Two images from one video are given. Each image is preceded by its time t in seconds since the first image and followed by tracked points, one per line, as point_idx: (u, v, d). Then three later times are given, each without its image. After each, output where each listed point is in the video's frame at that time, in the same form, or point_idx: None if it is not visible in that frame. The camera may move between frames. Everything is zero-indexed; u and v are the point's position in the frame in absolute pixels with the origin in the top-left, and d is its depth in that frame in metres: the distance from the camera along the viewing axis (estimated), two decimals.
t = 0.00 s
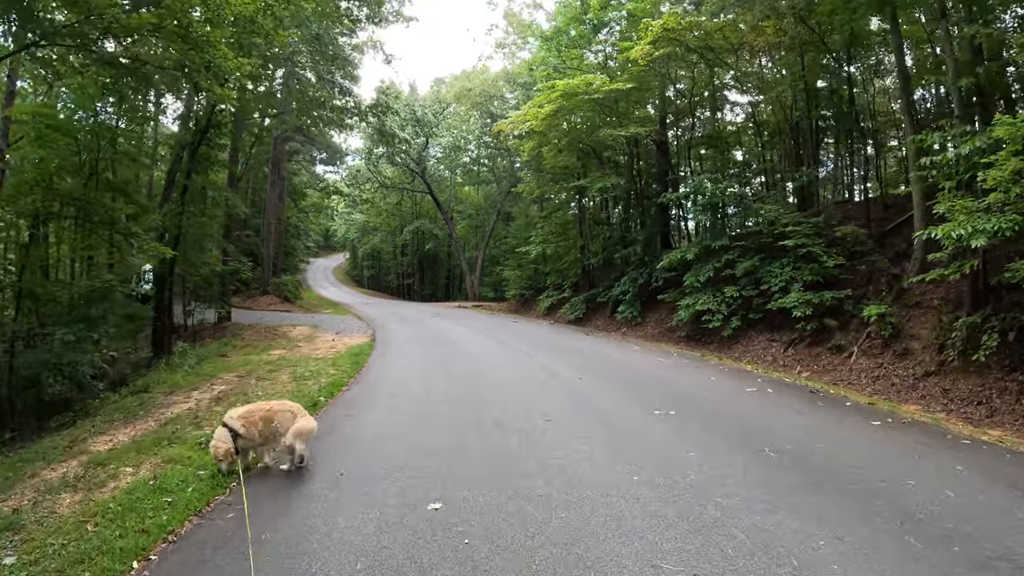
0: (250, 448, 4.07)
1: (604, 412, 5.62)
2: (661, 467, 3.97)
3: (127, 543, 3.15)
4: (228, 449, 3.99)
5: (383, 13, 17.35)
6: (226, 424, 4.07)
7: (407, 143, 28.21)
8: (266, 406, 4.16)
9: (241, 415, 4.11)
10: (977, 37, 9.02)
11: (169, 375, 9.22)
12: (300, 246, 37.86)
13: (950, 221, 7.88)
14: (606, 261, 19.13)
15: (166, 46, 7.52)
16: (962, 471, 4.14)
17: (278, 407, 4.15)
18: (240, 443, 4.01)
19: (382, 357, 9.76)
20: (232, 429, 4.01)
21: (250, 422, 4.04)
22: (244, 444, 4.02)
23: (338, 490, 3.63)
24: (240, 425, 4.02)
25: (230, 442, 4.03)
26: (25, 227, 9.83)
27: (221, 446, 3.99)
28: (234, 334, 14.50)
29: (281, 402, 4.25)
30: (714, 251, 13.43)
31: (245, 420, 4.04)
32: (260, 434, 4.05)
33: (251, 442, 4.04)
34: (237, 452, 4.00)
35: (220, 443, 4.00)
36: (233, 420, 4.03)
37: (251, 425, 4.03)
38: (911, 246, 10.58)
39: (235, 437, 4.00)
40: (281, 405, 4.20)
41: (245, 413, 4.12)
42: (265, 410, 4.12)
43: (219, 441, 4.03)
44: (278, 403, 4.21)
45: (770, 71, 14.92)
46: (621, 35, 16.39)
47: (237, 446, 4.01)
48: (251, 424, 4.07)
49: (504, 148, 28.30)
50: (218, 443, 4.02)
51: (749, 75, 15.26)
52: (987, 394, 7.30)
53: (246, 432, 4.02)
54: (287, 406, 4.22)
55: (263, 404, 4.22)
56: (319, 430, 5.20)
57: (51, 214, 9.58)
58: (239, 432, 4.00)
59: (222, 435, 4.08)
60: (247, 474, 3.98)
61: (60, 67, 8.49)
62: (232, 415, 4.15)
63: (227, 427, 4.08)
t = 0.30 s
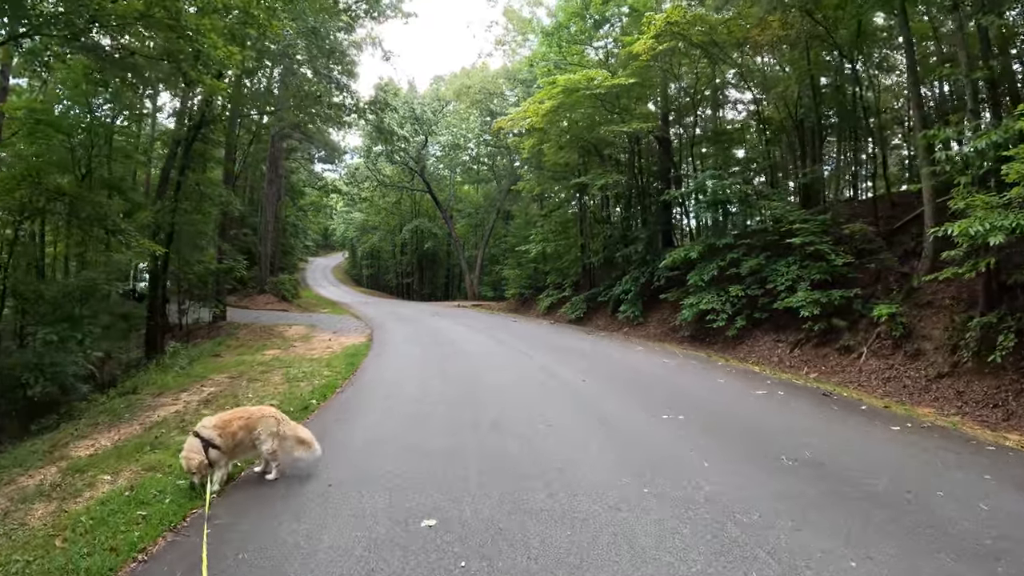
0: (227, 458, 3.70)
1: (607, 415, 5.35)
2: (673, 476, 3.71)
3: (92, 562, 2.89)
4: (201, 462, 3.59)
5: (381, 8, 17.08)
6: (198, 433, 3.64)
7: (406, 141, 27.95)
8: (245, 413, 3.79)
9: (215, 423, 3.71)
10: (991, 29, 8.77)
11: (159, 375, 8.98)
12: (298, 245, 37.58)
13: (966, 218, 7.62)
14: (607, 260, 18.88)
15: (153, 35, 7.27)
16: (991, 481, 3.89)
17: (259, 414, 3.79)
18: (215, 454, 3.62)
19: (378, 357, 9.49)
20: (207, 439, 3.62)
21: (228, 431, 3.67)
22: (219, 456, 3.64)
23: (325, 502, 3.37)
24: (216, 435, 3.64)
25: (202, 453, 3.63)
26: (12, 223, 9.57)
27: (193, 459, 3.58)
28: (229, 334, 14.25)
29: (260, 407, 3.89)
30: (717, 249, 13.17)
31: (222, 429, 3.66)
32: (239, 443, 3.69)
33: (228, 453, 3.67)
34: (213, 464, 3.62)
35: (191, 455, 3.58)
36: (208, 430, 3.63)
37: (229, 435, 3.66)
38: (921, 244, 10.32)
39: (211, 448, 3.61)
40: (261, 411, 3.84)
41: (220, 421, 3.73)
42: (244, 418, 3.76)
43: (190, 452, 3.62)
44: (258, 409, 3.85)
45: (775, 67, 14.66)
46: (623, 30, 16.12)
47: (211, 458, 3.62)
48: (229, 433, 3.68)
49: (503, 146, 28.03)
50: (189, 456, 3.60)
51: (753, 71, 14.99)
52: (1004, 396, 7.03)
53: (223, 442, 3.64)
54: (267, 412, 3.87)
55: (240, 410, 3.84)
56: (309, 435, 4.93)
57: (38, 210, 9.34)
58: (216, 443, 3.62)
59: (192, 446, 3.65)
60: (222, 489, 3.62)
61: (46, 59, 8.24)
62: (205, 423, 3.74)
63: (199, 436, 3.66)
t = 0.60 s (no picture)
0: (205, 476, 3.42)
1: (614, 418, 5.09)
2: (686, 491, 3.44)
3: None
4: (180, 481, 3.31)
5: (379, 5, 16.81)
6: (171, 452, 3.35)
7: (405, 140, 27.70)
8: (220, 426, 3.52)
9: (189, 439, 3.43)
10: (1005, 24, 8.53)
11: (149, 379, 8.74)
12: (296, 245, 37.33)
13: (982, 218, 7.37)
14: (608, 261, 18.63)
15: (140, 27, 7.02)
16: None
17: (235, 427, 3.54)
18: (195, 472, 3.34)
19: (375, 359, 9.25)
20: (185, 457, 3.33)
21: (206, 446, 3.38)
22: (199, 473, 3.36)
23: (310, 520, 3.11)
24: (194, 451, 3.34)
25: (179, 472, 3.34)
26: None
27: (170, 479, 3.29)
28: (223, 335, 14.00)
29: (235, 419, 3.63)
30: (721, 250, 12.94)
31: (199, 445, 3.37)
32: (217, 459, 3.42)
33: (207, 470, 3.39)
34: (192, 483, 3.34)
35: (168, 475, 3.29)
36: (184, 447, 3.34)
37: (207, 450, 3.38)
38: (931, 245, 10.07)
39: (189, 467, 3.32)
40: (237, 423, 3.59)
41: (195, 436, 3.43)
42: (220, 431, 3.49)
43: (166, 472, 3.33)
44: (233, 421, 3.58)
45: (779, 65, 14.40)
46: (625, 28, 15.88)
47: (189, 477, 3.34)
48: (205, 449, 3.41)
49: (503, 146, 27.76)
50: (165, 476, 3.31)
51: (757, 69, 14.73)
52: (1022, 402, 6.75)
53: (202, 459, 3.36)
54: (243, 424, 3.61)
55: (214, 423, 3.56)
56: (299, 439, 4.68)
57: (27, 209, 9.11)
58: (195, 460, 3.32)
59: (165, 466, 3.36)
60: (205, 507, 3.37)
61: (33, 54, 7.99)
62: (178, 440, 3.43)
63: (173, 455, 3.37)
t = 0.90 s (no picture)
0: (189, 490, 3.18)
1: (621, 423, 4.86)
2: (703, 504, 3.21)
3: None
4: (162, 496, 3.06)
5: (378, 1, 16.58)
6: (153, 465, 3.10)
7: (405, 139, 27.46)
8: (201, 436, 3.30)
9: (169, 450, 3.19)
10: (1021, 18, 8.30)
11: (141, 381, 8.53)
12: (296, 244, 37.11)
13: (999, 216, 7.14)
14: (610, 260, 18.40)
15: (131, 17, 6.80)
16: None
17: (217, 436, 3.31)
18: (181, 486, 3.11)
19: (374, 361, 9.03)
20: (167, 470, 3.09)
21: (188, 457, 3.16)
22: (183, 486, 3.13)
23: (301, 537, 2.89)
24: (176, 463, 3.11)
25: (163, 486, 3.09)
26: None
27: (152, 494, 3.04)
28: (219, 336, 13.78)
29: (217, 428, 3.40)
30: (726, 249, 12.71)
31: (181, 456, 3.15)
32: (200, 470, 3.21)
33: (191, 482, 3.17)
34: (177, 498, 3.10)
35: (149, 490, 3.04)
36: (165, 459, 3.10)
37: (190, 461, 3.16)
38: (942, 244, 9.82)
39: (173, 480, 3.08)
40: (219, 432, 3.35)
41: (176, 447, 3.20)
42: (202, 440, 3.27)
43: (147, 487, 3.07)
44: (215, 429, 3.35)
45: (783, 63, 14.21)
46: (628, 24, 15.66)
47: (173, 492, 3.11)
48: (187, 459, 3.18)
49: (504, 145, 27.53)
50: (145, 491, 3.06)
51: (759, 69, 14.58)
52: None
53: (186, 471, 3.13)
54: (226, 433, 3.38)
55: (195, 433, 3.34)
56: (291, 446, 4.45)
57: (18, 206, 8.90)
58: (177, 473, 3.09)
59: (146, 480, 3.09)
60: (189, 522, 3.15)
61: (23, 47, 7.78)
62: (157, 452, 3.20)
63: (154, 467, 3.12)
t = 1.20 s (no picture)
0: (166, 508, 2.96)
1: (628, 430, 4.64)
2: (720, 522, 3.00)
3: None
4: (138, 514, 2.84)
5: None
6: (127, 480, 2.87)
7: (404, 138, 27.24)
8: (180, 449, 3.07)
9: (146, 464, 2.96)
10: None
11: (131, 384, 8.31)
12: (295, 244, 36.87)
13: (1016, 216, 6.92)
14: (611, 261, 18.19)
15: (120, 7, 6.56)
16: None
17: (197, 449, 3.08)
18: (155, 504, 2.89)
19: (371, 363, 8.81)
20: (142, 485, 2.86)
21: (166, 473, 2.94)
22: (159, 504, 2.90)
23: (285, 561, 2.66)
24: (153, 479, 2.88)
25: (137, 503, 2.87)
26: None
27: (126, 511, 2.81)
28: (215, 336, 13.56)
29: (196, 440, 3.17)
30: (731, 249, 12.51)
31: (159, 470, 2.92)
32: (179, 487, 2.98)
33: (169, 499, 2.95)
34: (150, 517, 2.88)
35: (124, 506, 2.81)
36: (141, 474, 2.88)
37: (168, 477, 2.93)
38: (951, 244, 9.60)
39: (148, 497, 2.86)
40: (198, 444, 3.13)
41: (154, 460, 2.98)
42: (180, 454, 3.04)
43: (118, 504, 2.84)
44: (195, 442, 3.13)
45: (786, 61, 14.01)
46: (630, 21, 15.44)
47: (149, 509, 2.88)
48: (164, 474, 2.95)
49: (505, 144, 27.30)
50: (118, 508, 2.82)
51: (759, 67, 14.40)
52: None
53: (163, 487, 2.90)
54: (207, 445, 3.15)
55: (173, 446, 3.11)
56: (281, 454, 4.23)
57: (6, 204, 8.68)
58: (155, 488, 2.86)
59: (118, 497, 2.86)
60: (167, 542, 2.94)
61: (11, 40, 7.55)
62: (132, 466, 2.96)
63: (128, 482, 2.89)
